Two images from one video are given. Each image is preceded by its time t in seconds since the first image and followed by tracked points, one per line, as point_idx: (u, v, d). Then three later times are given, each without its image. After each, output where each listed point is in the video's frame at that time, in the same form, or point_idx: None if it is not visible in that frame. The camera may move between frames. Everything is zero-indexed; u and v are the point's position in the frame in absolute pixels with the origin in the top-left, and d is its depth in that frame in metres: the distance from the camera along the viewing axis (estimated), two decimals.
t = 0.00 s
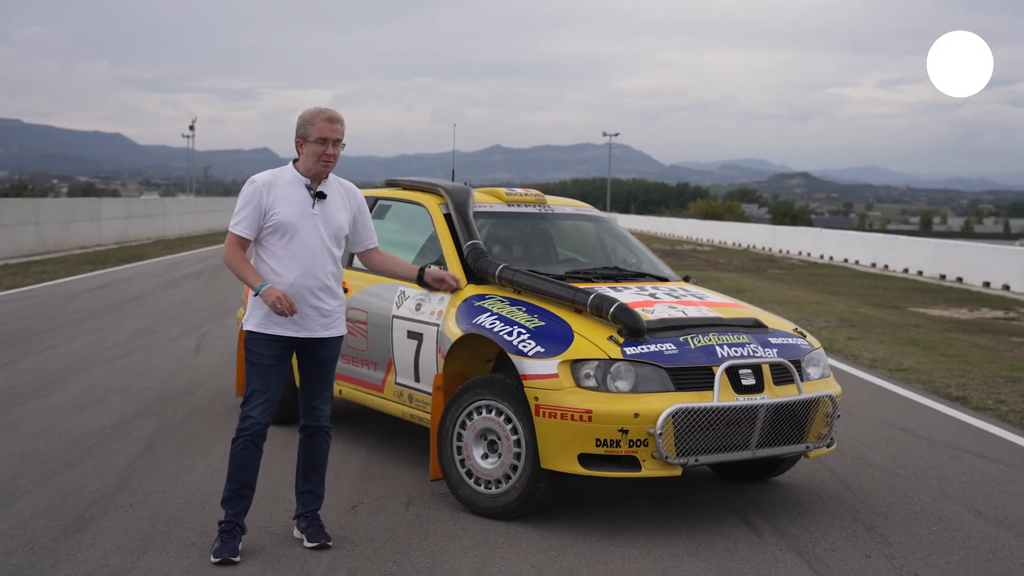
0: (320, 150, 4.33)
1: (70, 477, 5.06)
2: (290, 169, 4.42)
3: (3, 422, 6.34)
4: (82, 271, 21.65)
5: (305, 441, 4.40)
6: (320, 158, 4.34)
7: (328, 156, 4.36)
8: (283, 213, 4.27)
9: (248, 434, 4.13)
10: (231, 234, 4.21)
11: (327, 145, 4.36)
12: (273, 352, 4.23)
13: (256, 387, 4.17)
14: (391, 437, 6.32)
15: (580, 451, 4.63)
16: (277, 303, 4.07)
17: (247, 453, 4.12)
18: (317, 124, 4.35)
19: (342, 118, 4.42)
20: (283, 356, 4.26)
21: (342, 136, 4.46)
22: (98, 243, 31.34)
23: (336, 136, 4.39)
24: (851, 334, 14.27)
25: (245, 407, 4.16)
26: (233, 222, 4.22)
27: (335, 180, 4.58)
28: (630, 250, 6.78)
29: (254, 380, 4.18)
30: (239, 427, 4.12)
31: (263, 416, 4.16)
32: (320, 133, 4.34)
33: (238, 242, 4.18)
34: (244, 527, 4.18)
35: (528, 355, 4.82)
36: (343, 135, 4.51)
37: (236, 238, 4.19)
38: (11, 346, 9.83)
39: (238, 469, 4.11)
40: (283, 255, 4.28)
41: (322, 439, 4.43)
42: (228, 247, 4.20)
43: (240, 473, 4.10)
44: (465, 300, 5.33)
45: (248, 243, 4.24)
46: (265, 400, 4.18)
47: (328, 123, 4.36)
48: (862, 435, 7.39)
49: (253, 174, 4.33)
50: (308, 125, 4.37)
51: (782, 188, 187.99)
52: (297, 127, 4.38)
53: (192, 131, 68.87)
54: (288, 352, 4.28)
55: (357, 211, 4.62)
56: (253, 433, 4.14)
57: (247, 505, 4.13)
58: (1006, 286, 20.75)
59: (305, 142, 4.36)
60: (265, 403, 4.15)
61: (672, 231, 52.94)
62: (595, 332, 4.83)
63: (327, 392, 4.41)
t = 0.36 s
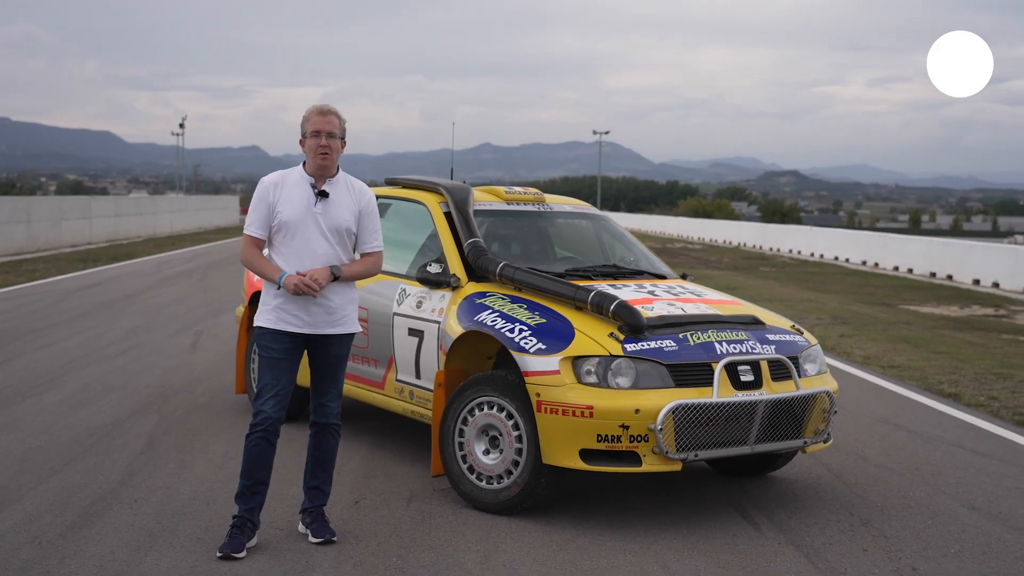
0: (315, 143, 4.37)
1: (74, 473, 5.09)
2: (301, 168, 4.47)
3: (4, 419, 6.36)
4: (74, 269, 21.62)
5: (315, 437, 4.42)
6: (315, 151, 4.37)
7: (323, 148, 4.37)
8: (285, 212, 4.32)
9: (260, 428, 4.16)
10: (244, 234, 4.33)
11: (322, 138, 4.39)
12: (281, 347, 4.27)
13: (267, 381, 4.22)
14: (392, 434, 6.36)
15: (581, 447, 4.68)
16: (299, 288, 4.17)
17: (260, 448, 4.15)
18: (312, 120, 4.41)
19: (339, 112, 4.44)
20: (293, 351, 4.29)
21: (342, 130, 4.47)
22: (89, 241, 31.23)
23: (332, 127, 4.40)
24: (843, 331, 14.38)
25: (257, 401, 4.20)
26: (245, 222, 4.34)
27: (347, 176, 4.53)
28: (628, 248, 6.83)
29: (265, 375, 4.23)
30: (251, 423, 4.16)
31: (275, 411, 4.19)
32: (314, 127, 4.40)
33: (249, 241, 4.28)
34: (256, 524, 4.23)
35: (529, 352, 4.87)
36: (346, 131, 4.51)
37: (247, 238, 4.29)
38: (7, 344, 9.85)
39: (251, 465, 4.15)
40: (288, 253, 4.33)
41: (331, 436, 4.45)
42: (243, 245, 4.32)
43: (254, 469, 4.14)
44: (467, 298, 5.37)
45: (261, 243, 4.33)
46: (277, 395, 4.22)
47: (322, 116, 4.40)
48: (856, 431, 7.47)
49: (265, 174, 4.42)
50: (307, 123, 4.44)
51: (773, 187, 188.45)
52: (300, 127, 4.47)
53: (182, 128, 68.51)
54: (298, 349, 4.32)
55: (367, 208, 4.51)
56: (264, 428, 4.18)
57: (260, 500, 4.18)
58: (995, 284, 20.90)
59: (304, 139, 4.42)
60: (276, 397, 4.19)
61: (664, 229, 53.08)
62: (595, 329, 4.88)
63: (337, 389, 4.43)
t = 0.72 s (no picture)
0: (306, 140, 4.35)
1: (74, 472, 5.09)
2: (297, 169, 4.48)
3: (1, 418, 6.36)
4: (64, 267, 21.54)
5: (317, 436, 4.44)
6: (307, 147, 4.36)
7: (315, 144, 4.36)
8: (281, 214, 4.33)
9: (260, 430, 4.21)
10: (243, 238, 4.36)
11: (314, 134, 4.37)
12: (280, 348, 4.29)
13: (266, 384, 4.26)
14: (390, 433, 6.38)
15: (581, 445, 4.71)
16: (303, 279, 4.20)
17: (261, 449, 4.18)
18: (303, 118, 4.40)
19: (329, 108, 4.42)
20: (293, 353, 4.31)
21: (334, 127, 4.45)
22: (78, 239, 31.11)
23: (322, 123, 4.38)
24: (834, 329, 14.46)
25: (257, 404, 4.25)
26: (244, 226, 4.37)
27: (343, 174, 4.51)
28: (625, 247, 6.86)
29: (265, 377, 4.28)
30: (252, 425, 4.20)
31: (275, 412, 4.23)
32: (305, 125, 4.39)
33: (249, 244, 4.31)
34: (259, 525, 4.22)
35: (530, 350, 4.90)
36: (339, 128, 4.49)
37: (246, 241, 4.32)
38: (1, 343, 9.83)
39: (254, 465, 4.18)
40: (286, 255, 4.34)
41: (332, 435, 4.47)
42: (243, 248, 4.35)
43: (256, 468, 4.16)
44: (466, 297, 5.39)
45: (261, 246, 4.36)
46: (276, 396, 4.26)
47: (312, 113, 4.39)
48: (851, 429, 7.52)
49: (262, 177, 4.45)
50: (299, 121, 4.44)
51: (762, 185, 188.97)
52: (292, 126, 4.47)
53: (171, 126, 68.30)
54: (299, 350, 4.33)
55: (365, 206, 4.49)
56: (265, 429, 4.22)
57: (263, 499, 4.19)
58: (985, 282, 21.03)
59: (296, 137, 4.42)
60: (275, 398, 4.23)
61: (654, 227, 53.17)
62: (595, 328, 4.91)
63: (337, 389, 4.44)
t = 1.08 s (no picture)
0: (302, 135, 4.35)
1: (78, 469, 5.10)
2: (292, 164, 4.47)
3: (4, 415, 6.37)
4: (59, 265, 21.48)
5: (317, 434, 4.44)
6: (303, 143, 4.36)
7: (312, 139, 4.35)
8: (278, 210, 4.32)
9: (259, 427, 4.21)
10: (240, 234, 4.34)
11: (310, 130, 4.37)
12: (278, 346, 4.29)
13: (265, 382, 4.26)
14: (393, 430, 6.40)
15: (586, 441, 4.73)
16: (301, 270, 4.19)
17: (263, 446, 4.18)
18: (298, 113, 4.40)
19: (325, 103, 4.42)
20: (290, 350, 4.32)
21: (329, 122, 4.45)
22: (73, 236, 31.05)
23: (318, 119, 4.38)
24: (831, 327, 14.49)
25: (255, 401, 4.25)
26: (240, 222, 4.35)
27: (339, 169, 4.51)
28: (626, 244, 6.88)
29: (263, 374, 4.27)
30: (252, 422, 4.20)
31: (274, 410, 4.23)
32: (301, 120, 4.38)
33: (245, 240, 4.29)
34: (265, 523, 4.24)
35: (534, 347, 4.92)
36: (334, 123, 4.49)
37: (242, 237, 4.30)
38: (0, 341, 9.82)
39: (258, 462, 4.18)
40: (283, 251, 4.33)
41: (332, 433, 4.47)
42: (239, 245, 4.33)
43: (259, 466, 4.17)
44: (470, 294, 5.41)
45: (258, 242, 4.34)
46: (275, 394, 4.25)
47: (308, 109, 4.38)
48: (850, 426, 7.55)
49: (258, 173, 4.42)
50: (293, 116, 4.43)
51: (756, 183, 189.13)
52: (287, 121, 4.47)
53: (165, 123, 68.14)
54: (295, 346, 4.33)
55: (362, 200, 4.49)
56: (265, 426, 4.22)
57: (267, 497, 4.20)
58: (979, 280, 21.08)
59: (291, 133, 4.41)
60: (274, 396, 4.23)
61: (649, 225, 53.17)
62: (599, 326, 4.92)
63: (335, 387, 4.44)
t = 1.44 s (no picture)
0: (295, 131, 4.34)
1: (86, 466, 5.11)
2: (286, 161, 4.46)
3: (10, 413, 6.38)
4: (59, 263, 21.51)
5: (318, 434, 4.44)
6: (296, 138, 4.35)
7: (304, 135, 4.35)
8: (271, 206, 4.31)
9: (259, 425, 4.21)
10: (233, 232, 4.33)
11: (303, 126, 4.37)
12: (274, 343, 4.28)
13: (261, 380, 4.25)
14: (399, 427, 6.41)
15: (594, 438, 4.74)
16: (293, 263, 4.19)
17: (265, 443, 4.19)
18: (292, 108, 4.39)
19: (318, 98, 4.41)
20: (284, 348, 4.32)
21: (322, 117, 4.44)
22: (71, 234, 31.04)
23: (312, 114, 4.37)
24: (832, 324, 14.52)
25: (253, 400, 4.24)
26: (234, 220, 4.35)
27: (333, 164, 4.50)
28: (631, 241, 6.90)
29: (259, 372, 4.26)
30: (252, 420, 4.20)
31: (274, 407, 4.23)
32: (294, 115, 4.37)
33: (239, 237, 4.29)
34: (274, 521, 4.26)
35: (542, 344, 4.92)
36: (328, 118, 4.48)
37: (236, 235, 4.32)
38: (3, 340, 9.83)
39: (262, 461, 4.19)
40: (277, 247, 4.32)
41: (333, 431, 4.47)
42: (233, 242, 4.33)
43: (263, 463, 4.18)
44: (477, 292, 5.42)
45: (252, 239, 4.34)
46: (272, 391, 4.25)
47: (301, 104, 4.37)
48: (854, 423, 7.57)
49: (251, 170, 4.42)
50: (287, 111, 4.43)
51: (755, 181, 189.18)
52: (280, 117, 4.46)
53: (161, 121, 68.09)
54: (290, 343, 4.34)
55: (356, 195, 4.47)
56: (266, 423, 4.21)
57: (273, 494, 4.21)
58: (978, 278, 21.11)
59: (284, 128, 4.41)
60: (273, 394, 4.22)
61: (647, 223, 53.18)
62: (607, 322, 4.93)
63: (332, 386, 4.43)
